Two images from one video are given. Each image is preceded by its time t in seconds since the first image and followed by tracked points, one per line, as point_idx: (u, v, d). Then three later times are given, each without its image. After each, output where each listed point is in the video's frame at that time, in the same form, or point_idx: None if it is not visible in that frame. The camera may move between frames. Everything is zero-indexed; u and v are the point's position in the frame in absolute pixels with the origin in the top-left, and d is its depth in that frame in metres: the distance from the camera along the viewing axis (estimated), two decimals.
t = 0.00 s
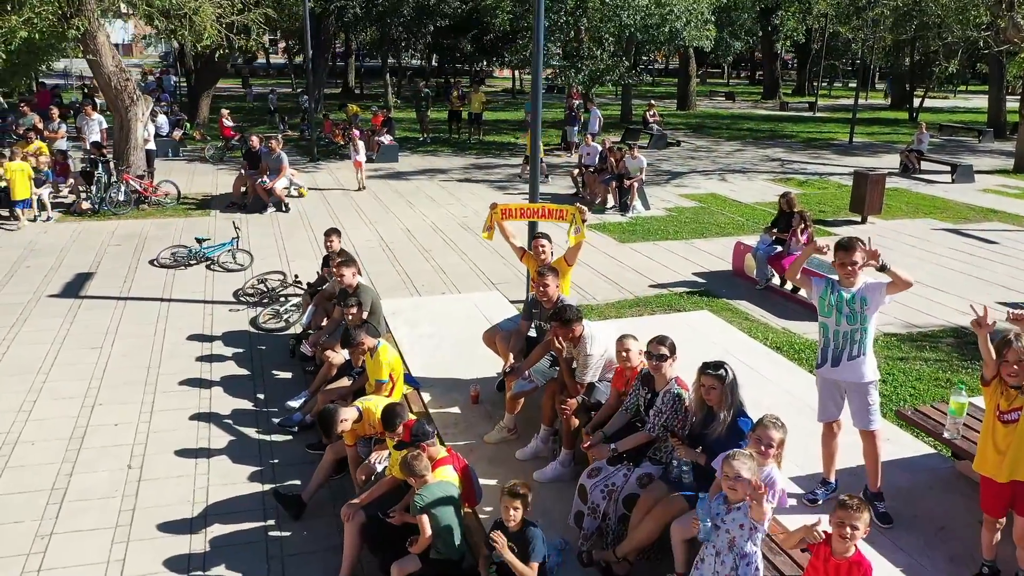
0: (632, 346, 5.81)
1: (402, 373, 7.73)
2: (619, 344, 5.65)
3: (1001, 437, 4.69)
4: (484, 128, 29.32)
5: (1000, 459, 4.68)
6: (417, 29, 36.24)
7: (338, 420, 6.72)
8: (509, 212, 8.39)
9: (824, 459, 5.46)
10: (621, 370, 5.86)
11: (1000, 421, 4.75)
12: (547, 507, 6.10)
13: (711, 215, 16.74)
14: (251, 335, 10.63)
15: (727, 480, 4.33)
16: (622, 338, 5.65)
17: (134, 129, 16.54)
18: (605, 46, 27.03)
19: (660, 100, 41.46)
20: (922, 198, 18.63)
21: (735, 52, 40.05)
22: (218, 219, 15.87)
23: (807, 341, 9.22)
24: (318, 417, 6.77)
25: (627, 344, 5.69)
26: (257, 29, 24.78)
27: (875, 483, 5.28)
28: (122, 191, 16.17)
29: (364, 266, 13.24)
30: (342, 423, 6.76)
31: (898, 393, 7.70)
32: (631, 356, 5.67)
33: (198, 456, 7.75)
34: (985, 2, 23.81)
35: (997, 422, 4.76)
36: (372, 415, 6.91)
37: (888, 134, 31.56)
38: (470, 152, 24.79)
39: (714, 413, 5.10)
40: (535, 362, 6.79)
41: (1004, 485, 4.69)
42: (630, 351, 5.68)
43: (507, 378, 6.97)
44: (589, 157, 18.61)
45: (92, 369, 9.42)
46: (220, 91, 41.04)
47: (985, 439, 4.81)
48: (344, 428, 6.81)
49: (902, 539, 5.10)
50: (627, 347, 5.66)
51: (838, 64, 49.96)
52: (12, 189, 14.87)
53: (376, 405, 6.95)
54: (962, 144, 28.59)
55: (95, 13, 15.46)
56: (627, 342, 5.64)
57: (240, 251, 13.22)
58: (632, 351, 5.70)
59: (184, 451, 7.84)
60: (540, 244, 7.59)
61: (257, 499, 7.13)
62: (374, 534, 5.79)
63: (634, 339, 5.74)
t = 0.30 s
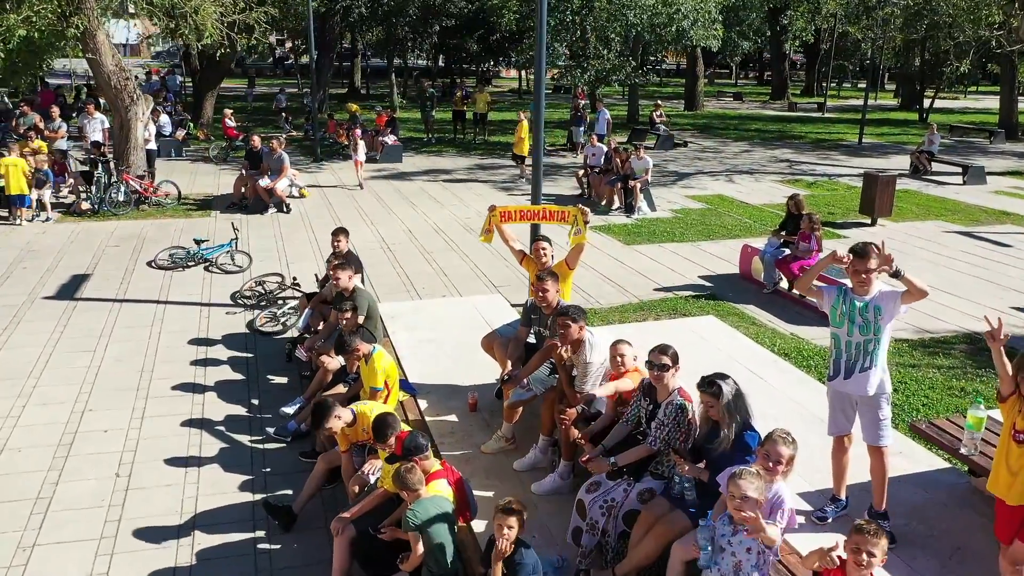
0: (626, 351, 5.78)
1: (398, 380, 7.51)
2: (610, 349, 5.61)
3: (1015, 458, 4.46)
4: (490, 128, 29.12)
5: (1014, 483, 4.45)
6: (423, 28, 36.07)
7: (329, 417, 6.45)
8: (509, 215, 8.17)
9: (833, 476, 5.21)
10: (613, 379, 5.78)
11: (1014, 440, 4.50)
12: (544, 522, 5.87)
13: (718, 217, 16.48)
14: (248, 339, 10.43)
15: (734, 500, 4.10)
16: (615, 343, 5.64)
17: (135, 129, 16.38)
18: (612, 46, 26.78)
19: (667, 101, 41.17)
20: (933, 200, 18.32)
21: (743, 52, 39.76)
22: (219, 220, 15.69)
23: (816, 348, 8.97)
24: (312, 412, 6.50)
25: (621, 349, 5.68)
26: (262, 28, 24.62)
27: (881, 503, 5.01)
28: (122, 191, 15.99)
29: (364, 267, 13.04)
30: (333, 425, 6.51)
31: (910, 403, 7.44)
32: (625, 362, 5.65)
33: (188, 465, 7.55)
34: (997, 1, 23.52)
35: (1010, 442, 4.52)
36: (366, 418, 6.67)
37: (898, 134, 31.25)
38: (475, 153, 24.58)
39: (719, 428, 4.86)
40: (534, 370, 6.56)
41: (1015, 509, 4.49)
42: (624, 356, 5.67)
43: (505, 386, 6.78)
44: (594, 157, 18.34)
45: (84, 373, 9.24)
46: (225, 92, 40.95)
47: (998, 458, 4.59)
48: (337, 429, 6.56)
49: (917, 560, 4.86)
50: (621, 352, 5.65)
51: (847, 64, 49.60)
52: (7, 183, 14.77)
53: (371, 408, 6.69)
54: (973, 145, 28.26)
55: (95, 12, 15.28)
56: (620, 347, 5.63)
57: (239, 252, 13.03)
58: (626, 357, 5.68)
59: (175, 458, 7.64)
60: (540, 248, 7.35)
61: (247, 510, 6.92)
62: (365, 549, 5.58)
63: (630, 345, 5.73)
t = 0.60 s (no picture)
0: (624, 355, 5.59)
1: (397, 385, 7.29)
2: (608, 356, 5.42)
3: None
4: (501, 128, 28.89)
5: None
6: (435, 28, 35.91)
7: (341, 388, 6.30)
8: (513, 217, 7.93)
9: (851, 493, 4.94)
10: (613, 387, 5.56)
11: None
12: (545, 536, 5.62)
13: (731, 218, 16.17)
14: (249, 341, 10.23)
15: (749, 522, 3.88)
16: (613, 348, 5.42)
17: (140, 127, 16.25)
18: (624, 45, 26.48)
19: (680, 101, 40.82)
20: (952, 202, 17.94)
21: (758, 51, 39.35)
22: (224, 219, 15.53)
23: (831, 354, 8.68)
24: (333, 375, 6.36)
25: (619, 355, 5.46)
26: (272, 27, 24.50)
27: (899, 522, 4.75)
28: (128, 190, 15.86)
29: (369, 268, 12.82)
30: (344, 400, 6.34)
31: (930, 414, 7.14)
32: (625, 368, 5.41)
33: (182, 471, 7.36)
34: None
35: None
36: (372, 413, 6.37)
37: (915, 135, 30.78)
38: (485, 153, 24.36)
39: (729, 442, 4.62)
40: (537, 376, 6.32)
41: None
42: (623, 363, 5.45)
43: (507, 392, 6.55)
44: (605, 158, 18.02)
45: (81, 376, 9.06)
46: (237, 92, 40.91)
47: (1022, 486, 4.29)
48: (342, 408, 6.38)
49: None
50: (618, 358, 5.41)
51: (863, 64, 49.09)
52: (10, 178, 14.80)
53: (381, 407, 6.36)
54: (991, 146, 27.81)
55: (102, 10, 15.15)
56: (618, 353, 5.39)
57: (242, 252, 12.86)
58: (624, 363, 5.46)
59: (169, 465, 7.44)
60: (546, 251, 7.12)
61: (241, 518, 6.71)
62: (358, 565, 5.38)
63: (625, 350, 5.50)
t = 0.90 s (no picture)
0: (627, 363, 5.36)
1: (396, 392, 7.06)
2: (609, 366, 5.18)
3: None
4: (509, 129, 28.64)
5: None
6: (445, 27, 35.71)
7: (356, 375, 6.20)
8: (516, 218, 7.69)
9: (868, 514, 4.66)
10: (614, 399, 5.29)
11: None
12: (544, 555, 5.37)
13: (743, 220, 15.87)
14: (248, 344, 10.01)
15: (762, 551, 3.64)
16: (615, 358, 5.17)
17: (144, 127, 16.10)
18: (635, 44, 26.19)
19: (692, 101, 40.42)
20: (969, 204, 17.56)
21: (771, 51, 38.95)
22: (228, 220, 15.33)
23: (845, 362, 8.38)
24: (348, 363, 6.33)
25: (620, 365, 5.21)
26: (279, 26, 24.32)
27: (920, 548, 4.47)
28: (131, 190, 15.70)
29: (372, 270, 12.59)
30: (356, 389, 6.27)
31: (950, 427, 6.83)
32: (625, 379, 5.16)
33: (173, 480, 7.13)
34: None
35: None
36: (379, 409, 6.27)
37: (930, 136, 30.35)
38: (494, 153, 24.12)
39: (738, 460, 4.33)
40: (538, 386, 6.07)
41: None
42: (624, 374, 5.19)
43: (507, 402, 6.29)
44: (615, 158, 17.57)
45: (75, 380, 8.87)
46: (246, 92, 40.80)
47: None
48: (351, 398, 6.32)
49: None
50: (620, 369, 5.17)
51: (877, 65, 48.61)
52: (12, 177, 14.64)
53: (388, 403, 6.27)
54: (1008, 148, 27.38)
55: (105, 8, 15.02)
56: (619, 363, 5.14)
57: (244, 253, 12.66)
58: (625, 374, 5.21)
59: (160, 473, 7.22)
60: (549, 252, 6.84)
61: (232, 530, 6.48)
62: None
63: (627, 359, 5.25)
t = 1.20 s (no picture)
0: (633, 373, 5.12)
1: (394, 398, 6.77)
2: (612, 379, 4.92)
3: None
4: (519, 129, 28.37)
5: None
6: (454, 27, 35.46)
7: (361, 377, 5.82)
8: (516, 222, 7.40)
9: (889, 541, 4.43)
10: (618, 413, 5.01)
11: None
12: None
13: (755, 223, 15.55)
14: (247, 349, 9.78)
15: None
16: (619, 370, 4.90)
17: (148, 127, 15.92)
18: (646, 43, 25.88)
19: (704, 102, 40.03)
20: (987, 206, 17.16)
21: (784, 50, 38.51)
22: (231, 221, 15.13)
23: (861, 371, 8.07)
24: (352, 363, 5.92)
25: (624, 378, 4.93)
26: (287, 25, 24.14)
27: None
28: (134, 190, 15.52)
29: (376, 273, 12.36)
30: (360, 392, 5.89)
31: (973, 443, 6.52)
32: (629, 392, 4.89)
33: (164, 491, 6.90)
34: None
35: None
36: (377, 414, 5.85)
37: (945, 137, 29.91)
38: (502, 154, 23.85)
39: (752, 482, 4.05)
40: (540, 397, 5.81)
41: None
42: (628, 387, 4.92)
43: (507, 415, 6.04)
44: (625, 159, 17.37)
45: (68, 385, 8.66)
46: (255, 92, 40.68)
47: None
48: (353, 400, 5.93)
49: None
50: (624, 382, 4.89)
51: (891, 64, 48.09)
52: (12, 176, 14.54)
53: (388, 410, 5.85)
54: None
55: (108, 6, 14.84)
56: (623, 376, 4.88)
57: (246, 255, 12.44)
58: (630, 387, 4.93)
59: (150, 484, 6.99)
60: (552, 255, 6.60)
61: (222, 544, 6.23)
62: None
63: (632, 372, 4.97)
